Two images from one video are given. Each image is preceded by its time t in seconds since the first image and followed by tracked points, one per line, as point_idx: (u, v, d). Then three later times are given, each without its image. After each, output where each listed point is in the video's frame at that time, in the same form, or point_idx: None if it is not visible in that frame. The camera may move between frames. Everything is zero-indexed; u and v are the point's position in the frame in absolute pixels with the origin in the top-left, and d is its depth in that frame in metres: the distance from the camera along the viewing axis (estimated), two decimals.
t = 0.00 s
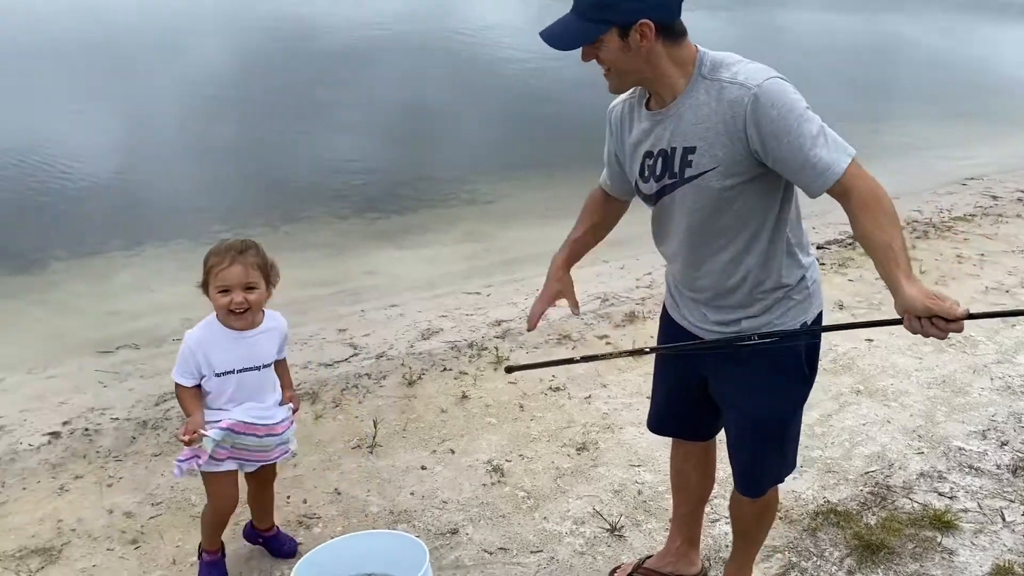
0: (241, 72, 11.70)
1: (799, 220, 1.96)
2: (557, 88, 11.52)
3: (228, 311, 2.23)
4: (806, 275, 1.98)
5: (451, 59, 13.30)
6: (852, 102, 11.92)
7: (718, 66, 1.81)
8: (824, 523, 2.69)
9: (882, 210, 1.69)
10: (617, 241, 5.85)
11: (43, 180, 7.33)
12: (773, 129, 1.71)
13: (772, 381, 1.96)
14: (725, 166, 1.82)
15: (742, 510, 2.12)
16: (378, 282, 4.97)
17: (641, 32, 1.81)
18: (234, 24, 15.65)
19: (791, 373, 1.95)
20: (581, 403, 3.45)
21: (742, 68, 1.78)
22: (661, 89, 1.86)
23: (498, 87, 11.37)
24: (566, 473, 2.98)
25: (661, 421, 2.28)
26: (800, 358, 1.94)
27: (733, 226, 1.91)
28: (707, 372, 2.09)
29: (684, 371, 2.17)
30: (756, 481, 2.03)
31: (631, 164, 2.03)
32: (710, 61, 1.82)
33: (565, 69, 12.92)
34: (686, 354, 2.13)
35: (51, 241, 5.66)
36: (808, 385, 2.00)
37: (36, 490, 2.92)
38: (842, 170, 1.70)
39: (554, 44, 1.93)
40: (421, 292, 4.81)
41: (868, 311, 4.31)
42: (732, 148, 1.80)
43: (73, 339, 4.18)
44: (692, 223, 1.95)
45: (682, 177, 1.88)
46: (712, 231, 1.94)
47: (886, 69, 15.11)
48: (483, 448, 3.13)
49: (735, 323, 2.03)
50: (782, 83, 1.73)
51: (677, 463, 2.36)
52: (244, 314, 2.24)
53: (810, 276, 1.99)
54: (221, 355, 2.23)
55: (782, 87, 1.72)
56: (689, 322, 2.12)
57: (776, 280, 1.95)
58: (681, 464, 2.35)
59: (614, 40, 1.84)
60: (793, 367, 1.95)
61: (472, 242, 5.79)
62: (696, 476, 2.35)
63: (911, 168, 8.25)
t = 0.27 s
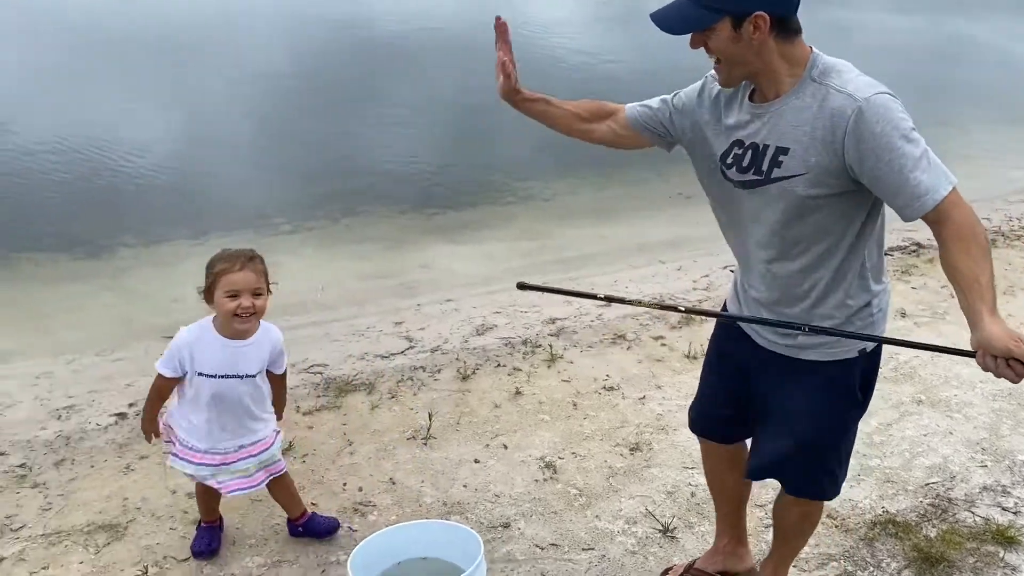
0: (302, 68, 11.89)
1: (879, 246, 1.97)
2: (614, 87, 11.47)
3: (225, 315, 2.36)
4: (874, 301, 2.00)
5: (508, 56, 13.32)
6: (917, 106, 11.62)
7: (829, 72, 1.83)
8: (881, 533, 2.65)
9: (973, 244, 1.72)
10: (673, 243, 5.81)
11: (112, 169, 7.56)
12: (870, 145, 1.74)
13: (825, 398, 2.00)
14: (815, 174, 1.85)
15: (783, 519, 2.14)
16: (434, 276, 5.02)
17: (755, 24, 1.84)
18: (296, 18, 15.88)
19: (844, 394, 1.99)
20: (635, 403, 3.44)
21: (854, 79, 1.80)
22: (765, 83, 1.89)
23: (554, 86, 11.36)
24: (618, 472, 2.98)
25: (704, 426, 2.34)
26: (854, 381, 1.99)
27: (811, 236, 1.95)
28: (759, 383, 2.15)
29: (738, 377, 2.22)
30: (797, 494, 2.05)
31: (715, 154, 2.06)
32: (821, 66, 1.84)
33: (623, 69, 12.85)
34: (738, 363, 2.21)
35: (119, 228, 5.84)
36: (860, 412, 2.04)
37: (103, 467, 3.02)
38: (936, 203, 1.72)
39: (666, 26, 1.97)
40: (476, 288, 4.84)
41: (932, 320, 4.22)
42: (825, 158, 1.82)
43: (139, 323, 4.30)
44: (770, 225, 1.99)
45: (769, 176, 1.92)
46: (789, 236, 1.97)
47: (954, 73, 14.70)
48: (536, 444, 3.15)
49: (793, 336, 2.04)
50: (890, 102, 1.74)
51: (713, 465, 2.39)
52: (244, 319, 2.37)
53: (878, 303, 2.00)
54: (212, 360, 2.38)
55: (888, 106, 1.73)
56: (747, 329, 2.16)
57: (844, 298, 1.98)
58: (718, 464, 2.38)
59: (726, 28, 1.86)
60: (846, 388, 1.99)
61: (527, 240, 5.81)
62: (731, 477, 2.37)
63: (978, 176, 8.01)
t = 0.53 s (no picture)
0: (340, 62, 12.00)
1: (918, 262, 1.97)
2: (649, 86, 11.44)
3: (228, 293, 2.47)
4: (910, 312, 2.00)
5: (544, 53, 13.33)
6: (957, 108, 11.46)
7: (863, 92, 1.80)
8: (914, 537, 2.64)
9: (1015, 265, 1.68)
10: (707, 242, 5.80)
11: (153, 161, 7.70)
12: (906, 170, 1.71)
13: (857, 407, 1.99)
14: (851, 196, 1.84)
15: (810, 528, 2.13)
16: (467, 272, 5.06)
17: (789, 45, 1.82)
18: (334, 13, 16.02)
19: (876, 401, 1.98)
20: (667, 401, 3.45)
21: (889, 99, 1.77)
22: (800, 104, 1.87)
23: (590, 83, 11.36)
24: (650, 469, 2.99)
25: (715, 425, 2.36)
26: (889, 390, 1.98)
27: (847, 254, 1.94)
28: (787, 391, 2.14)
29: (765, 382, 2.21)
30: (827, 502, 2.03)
31: (748, 172, 2.05)
32: (856, 86, 1.82)
33: (658, 68, 12.82)
34: (762, 373, 2.21)
35: (160, 219, 5.96)
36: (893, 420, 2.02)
37: (144, 451, 3.09)
38: (972, 227, 1.70)
39: (701, 44, 1.96)
40: (509, 283, 4.87)
41: (969, 325, 4.17)
42: (862, 180, 1.81)
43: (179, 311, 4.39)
44: (804, 242, 1.99)
45: (805, 197, 1.92)
46: (822, 254, 1.97)
47: (995, 74, 14.46)
48: (568, 440, 3.17)
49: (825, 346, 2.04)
50: (928, 125, 1.71)
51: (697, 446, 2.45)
52: (250, 294, 2.47)
53: (915, 312, 2.00)
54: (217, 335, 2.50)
55: (926, 129, 1.70)
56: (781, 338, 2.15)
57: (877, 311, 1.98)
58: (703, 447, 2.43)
59: (760, 48, 1.85)
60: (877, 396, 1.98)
61: (561, 237, 5.83)
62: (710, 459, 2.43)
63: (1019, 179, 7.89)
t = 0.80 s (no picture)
0: (356, 60, 12.06)
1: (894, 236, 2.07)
2: (663, 84, 11.47)
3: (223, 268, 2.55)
4: (895, 283, 2.08)
5: (558, 50, 13.35)
6: (972, 109, 11.44)
7: (810, 94, 1.93)
8: (929, 529, 2.68)
9: (985, 242, 1.81)
10: (722, 239, 5.83)
11: (172, 155, 7.78)
12: (857, 161, 1.83)
13: (853, 378, 2.06)
14: (812, 191, 1.96)
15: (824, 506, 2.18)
16: (484, 266, 5.11)
17: (738, 56, 1.96)
18: (349, 10, 16.07)
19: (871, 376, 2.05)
20: (683, 395, 3.50)
21: (834, 98, 1.90)
22: (752, 110, 2.01)
23: (604, 81, 11.38)
24: (668, 460, 3.03)
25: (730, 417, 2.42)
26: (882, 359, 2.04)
27: (821, 241, 2.05)
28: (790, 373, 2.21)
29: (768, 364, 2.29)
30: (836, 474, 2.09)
31: (718, 175, 2.16)
32: (803, 88, 1.94)
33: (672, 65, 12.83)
34: (767, 359, 2.28)
35: (179, 212, 6.03)
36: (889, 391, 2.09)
37: (171, 437, 3.15)
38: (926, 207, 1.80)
39: (659, 54, 2.09)
40: (526, 278, 4.92)
41: (984, 323, 4.20)
42: (819, 177, 1.93)
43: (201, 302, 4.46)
44: (784, 237, 2.09)
45: (771, 196, 2.03)
46: (801, 246, 2.08)
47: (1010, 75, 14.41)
48: (586, 431, 3.22)
49: (820, 322, 2.15)
50: (872, 117, 1.84)
51: (716, 437, 2.49)
52: (245, 268, 2.57)
53: (900, 284, 2.09)
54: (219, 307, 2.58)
55: (870, 122, 1.82)
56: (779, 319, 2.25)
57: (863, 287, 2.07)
58: (721, 435, 2.48)
59: (713, 58, 1.99)
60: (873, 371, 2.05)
61: (576, 233, 5.87)
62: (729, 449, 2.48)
63: None
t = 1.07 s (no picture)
0: (358, 59, 12.13)
1: (866, 213, 2.16)
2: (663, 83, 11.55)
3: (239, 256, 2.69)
4: (872, 258, 2.17)
5: (558, 50, 13.43)
6: (968, 108, 11.55)
7: (767, 87, 2.03)
8: (930, 513, 2.77)
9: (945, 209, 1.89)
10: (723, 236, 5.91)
11: (178, 154, 7.86)
12: (814, 145, 1.93)
13: (842, 354, 2.15)
14: (780, 177, 2.05)
15: (825, 479, 2.31)
16: (490, 262, 5.20)
17: (699, 59, 2.06)
18: (351, 10, 16.14)
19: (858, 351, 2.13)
20: (689, 385, 3.58)
21: (788, 89, 2.00)
22: (718, 107, 2.11)
23: (605, 80, 11.46)
24: (675, 448, 3.12)
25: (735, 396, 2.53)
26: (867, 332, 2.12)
27: (796, 223, 2.14)
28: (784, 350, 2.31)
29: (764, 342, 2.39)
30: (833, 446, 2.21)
31: (694, 170, 2.27)
32: (760, 83, 2.04)
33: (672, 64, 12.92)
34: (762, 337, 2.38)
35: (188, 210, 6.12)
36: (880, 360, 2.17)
37: (191, 426, 3.23)
38: (880, 184, 1.89)
39: (625, 65, 2.19)
40: (531, 273, 5.01)
41: (981, 316, 4.30)
42: (784, 164, 2.03)
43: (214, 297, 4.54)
44: (763, 224, 2.19)
45: (744, 187, 2.12)
46: (779, 231, 2.18)
47: (1006, 75, 14.53)
48: (596, 420, 3.30)
49: (807, 301, 2.24)
50: (825, 103, 1.94)
51: (720, 417, 2.59)
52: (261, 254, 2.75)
53: (878, 258, 2.17)
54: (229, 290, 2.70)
55: (823, 108, 1.93)
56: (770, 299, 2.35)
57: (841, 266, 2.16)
58: (724, 416, 2.58)
59: (675, 65, 2.09)
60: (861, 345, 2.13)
61: (579, 229, 5.96)
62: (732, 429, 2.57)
63: None
